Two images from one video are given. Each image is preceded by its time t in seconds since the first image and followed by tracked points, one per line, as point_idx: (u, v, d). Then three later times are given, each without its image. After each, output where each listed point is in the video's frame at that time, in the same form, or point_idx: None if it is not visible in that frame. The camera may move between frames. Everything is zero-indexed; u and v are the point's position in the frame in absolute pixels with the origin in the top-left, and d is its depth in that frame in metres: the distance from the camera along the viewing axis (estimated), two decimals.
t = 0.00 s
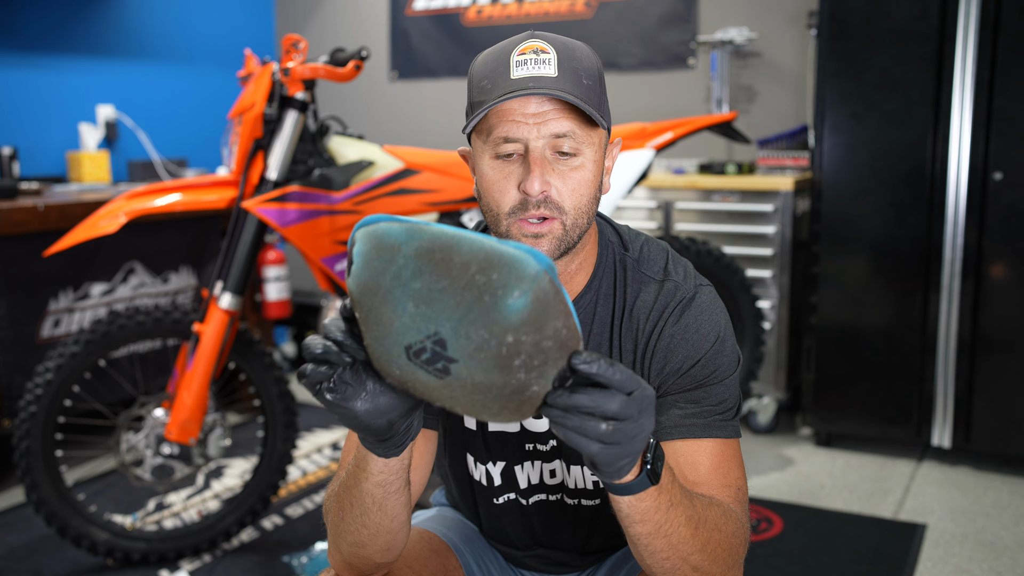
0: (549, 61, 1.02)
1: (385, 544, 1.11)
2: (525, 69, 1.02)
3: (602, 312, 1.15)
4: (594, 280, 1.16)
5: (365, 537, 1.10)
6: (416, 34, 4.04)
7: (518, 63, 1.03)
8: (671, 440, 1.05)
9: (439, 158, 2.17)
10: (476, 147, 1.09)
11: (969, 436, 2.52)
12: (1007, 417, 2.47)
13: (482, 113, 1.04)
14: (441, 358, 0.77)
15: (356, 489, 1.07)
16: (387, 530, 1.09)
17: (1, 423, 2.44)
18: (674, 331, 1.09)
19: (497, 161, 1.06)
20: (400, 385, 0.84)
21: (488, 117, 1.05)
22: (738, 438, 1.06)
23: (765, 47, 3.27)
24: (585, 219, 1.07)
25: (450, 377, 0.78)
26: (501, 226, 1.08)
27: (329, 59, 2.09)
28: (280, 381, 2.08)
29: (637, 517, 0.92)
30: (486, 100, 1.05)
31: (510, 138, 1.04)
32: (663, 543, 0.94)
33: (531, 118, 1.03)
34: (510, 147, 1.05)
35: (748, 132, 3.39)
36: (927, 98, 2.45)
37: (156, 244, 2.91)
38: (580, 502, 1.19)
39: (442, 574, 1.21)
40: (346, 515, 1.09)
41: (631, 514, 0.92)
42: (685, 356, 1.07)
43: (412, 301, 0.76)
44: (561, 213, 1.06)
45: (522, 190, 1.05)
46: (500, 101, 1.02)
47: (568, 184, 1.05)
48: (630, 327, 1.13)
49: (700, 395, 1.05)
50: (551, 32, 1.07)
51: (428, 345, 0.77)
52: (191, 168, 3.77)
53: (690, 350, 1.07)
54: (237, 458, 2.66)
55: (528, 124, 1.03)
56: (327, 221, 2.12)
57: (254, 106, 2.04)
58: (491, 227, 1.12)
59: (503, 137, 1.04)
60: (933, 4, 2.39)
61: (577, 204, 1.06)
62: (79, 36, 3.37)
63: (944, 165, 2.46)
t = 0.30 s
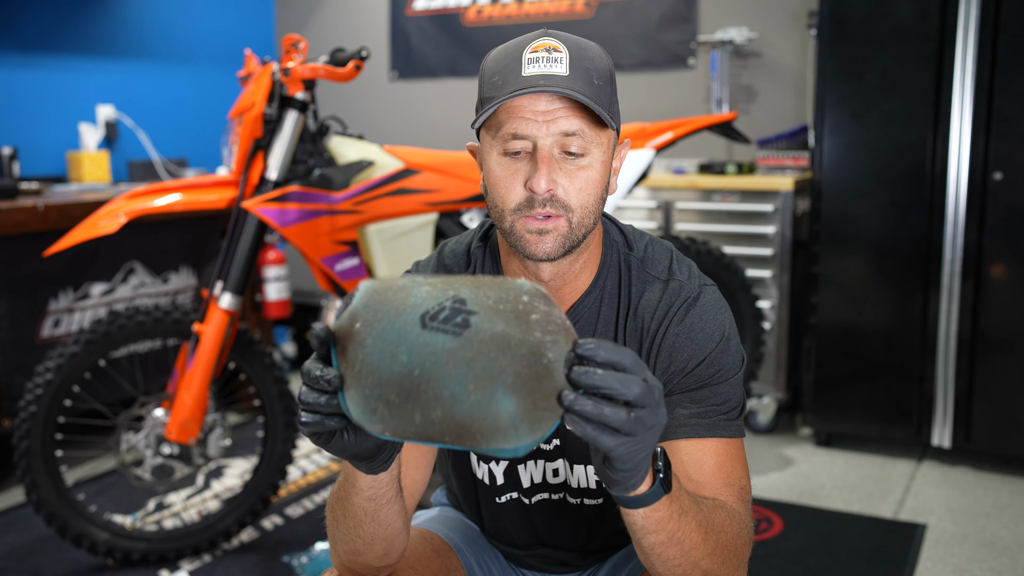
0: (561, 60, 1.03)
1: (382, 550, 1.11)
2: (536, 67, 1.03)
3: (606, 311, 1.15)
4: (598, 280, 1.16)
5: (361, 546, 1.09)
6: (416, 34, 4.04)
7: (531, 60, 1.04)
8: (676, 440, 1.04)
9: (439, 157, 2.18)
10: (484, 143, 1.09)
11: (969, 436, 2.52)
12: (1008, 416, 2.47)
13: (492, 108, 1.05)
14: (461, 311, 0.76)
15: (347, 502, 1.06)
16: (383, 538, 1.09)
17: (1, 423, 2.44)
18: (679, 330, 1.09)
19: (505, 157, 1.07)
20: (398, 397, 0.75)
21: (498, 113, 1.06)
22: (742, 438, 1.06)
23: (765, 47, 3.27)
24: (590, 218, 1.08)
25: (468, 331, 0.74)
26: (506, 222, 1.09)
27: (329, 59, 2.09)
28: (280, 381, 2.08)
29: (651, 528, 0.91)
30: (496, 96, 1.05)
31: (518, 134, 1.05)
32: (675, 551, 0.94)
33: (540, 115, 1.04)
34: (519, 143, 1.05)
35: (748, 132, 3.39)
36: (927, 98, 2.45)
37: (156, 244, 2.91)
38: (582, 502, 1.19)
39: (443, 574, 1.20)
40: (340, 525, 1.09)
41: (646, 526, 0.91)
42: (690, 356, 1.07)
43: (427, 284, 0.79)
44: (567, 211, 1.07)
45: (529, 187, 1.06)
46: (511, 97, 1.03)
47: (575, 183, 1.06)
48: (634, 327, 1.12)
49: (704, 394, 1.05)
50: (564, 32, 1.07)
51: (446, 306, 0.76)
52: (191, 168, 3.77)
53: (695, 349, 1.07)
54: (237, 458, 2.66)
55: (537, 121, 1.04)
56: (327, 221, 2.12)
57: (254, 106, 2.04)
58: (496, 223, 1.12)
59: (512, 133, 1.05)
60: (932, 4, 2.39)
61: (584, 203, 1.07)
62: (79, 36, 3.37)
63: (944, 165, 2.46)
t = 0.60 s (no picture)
0: (570, 61, 1.03)
1: (386, 562, 1.10)
2: (545, 68, 1.03)
3: (610, 312, 1.15)
4: (602, 280, 1.16)
5: (365, 555, 1.09)
6: (416, 34, 4.04)
7: (538, 61, 1.04)
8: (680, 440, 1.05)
9: (440, 157, 2.18)
10: (490, 142, 1.09)
11: (969, 436, 2.52)
12: (1007, 416, 2.47)
13: (499, 108, 1.05)
14: (484, 382, 0.71)
15: (355, 509, 1.07)
16: (387, 551, 1.09)
17: (1, 423, 2.44)
18: (682, 330, 1.09)
19: (512, 158, 1.07)
20: (435, 454, 0.76)
21: (505, 113, 1.06)
22: (744, 438, 1.07)
23: (765, 47, 3.27)
24: (598, 219, 1.09)
25: (494, 392, 0.72)
26: (510, 223, 1.09)
27: (329, 59, 2.09)
28: (280, 381, 2.08)
29: (662, 533, 0.91)
30: (504, 97, 1.05)
31: (526, 135, 1.05)
32: (684, 554, 0.94)
33: (548, 117, 1.04)
34: (526, 144, 1.06)
35: (748, 132, 3.39)
36: (927, 98, 2.45)
37: (156, 244, 2.91)
38: (584, 501, 1.19)
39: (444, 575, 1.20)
40: (346, 531, 1.09)
41: (658, 532, 0.91)
42: (694, 356, 1.07)
43: (449, 327, 0.73)
44: (575, 213, 1.07)
45: (536, 189, 1.06)
46: (519, 99, 1.03)
47: (583, 185, 1.06)
48: (638, 326, 1.13)
49: (708, 395, 1.06)
50: (573, 32, 1.07)
51: (469, 362, 0.72)
52: (191, 168, 3.77)
53: (699, 349, 1.07)
54: (237, 458, 2.66)
55: (545, 123, 1.04)
56: (327, 221, 2.12)
57: (254, 106, 2.04)
58: (499, 224, 1.12)
59: (520, 134, 1.05)
60: (932, 4, 2.40)
61: (592, 205, 1.07)
62: (79, 36, 3.37)
63: (944, 165, 2.46)
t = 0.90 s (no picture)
0: (573, 77, 1.05)
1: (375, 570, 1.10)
2: (547, 84, 1.05)
3: (614, 311, 1.16)
4: (607, 279, 1.17)
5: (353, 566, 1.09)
6: (416, 35, 4.04)
7: (541, 76, 1.05)
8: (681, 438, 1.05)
9: (440, 157, 2.18)
10: (494, 154, 1.11)
11: (969, 436, 2.52)
12: (1008, 417, 2.47)
13: (502, 123, 1.07)
14: None
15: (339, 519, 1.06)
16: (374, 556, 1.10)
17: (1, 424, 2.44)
18: (686, 329, 1.10)
19: (514, 172, 1.09)
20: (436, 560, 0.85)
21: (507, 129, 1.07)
22: (747, 438, 1.07)
23: (765, 47, 3.27)
24: (599, 234, 1.10)
25: None
26: (512, 236, 1.10)
27: (329, 59, 2.09)
28: (280, 381, 2.08)
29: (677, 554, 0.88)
30: (507, 110, 1.07)
31: (528, 152, 1.06)
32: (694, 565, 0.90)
33: (550, 135, 1.05)
34: (528, 161, 1.07)
35: (748, 132, 3.39)
36: (927, 98, 2.45)
37: (156, 244, 2.91)
38: (585, 501, 1.21)
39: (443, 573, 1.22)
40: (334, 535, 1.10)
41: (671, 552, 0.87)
42: (697, 355, 1.09)
43: None
44: (576, 229, 1.08)
45: (537, 206, 1.08)
46: (520, 116, 1.05)
47: (583, 202, 1.08)
48: (641, 326, 1.14)
49: (712, 394, 1.07)
50: (576, 38, 1.07)
51: None
52: (191, 168, 3.77)
53: (702, 348, 1.09)
54: (237, 458, 2.66)
55: (547, 141, 1.05)
56: (327, 221, 2.12)
57: (254, 106, 2.04)
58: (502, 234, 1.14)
59: (521, 150, 1.07)
60: (933, 4, 2.40)
61: (592, 222, 1.08)
62: (79, 36, 3.38)
63: (944, 165, 2.46)
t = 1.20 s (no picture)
0: (575, 87, 1.05)
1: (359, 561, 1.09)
2: (549, 95, 1.06)
3: (616, 310, 1.16)
4: (609, 279, 1.17)
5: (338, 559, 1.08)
6: (416, 34, 4.04)
7: (543, 87, 1.06)
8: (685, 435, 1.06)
9: (439, 157, 2.18)
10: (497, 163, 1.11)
11: (969, 435, 2.52)
12: (1008, 417, 2.47)
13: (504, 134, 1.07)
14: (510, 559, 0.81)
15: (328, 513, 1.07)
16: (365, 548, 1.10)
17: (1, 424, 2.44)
18: (690, 327, 1.10)
19: (517, 181, 1.09)
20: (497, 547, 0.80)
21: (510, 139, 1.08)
22: (748, 437, 1.07)
23: (765, 47, 3.27)
24: (601, 243, 1.10)
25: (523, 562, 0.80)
26: (516, 244, 1.10)
27: (329, 60, 2.09)
28: (280, 381, 2.08)
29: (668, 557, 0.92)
30: (510, 120, 1.08)
31: (530, 163, 1.07)
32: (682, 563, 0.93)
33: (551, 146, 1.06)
34: (530, 170, 1.08)
35: (748, 132, 3.39)
36: (927, 98, 2.45)
37: (155, 244, 2.91)
38: (586, 499, 1.19)
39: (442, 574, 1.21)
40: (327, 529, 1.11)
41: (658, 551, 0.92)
42: (701, 353, 1.09)
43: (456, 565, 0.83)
44: (578, 238, 1.09)
45: (539, 215, 1.08)
46: (523, 128, 1.06)
47: (585, 211, 1.08)
48: (644, 325, 1.14)
49: (714, 392, 1.07)
50: (579, 44, 1.07)
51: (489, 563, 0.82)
52: (190, 168, 3.77)
53: (706, 346, 1.09)
54: (237, 458, 2.66)
55: (549, 152, 1.06)
56: (327, 221, 2.12)
57: (254, 106, 2.04)
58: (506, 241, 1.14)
59: (524, 161, 1.07)
60: (933, 4, 2.40)
61: (594, 230, 1.09)
62: (79, 36, 3.37)
63: (944, 165, 2.46)
